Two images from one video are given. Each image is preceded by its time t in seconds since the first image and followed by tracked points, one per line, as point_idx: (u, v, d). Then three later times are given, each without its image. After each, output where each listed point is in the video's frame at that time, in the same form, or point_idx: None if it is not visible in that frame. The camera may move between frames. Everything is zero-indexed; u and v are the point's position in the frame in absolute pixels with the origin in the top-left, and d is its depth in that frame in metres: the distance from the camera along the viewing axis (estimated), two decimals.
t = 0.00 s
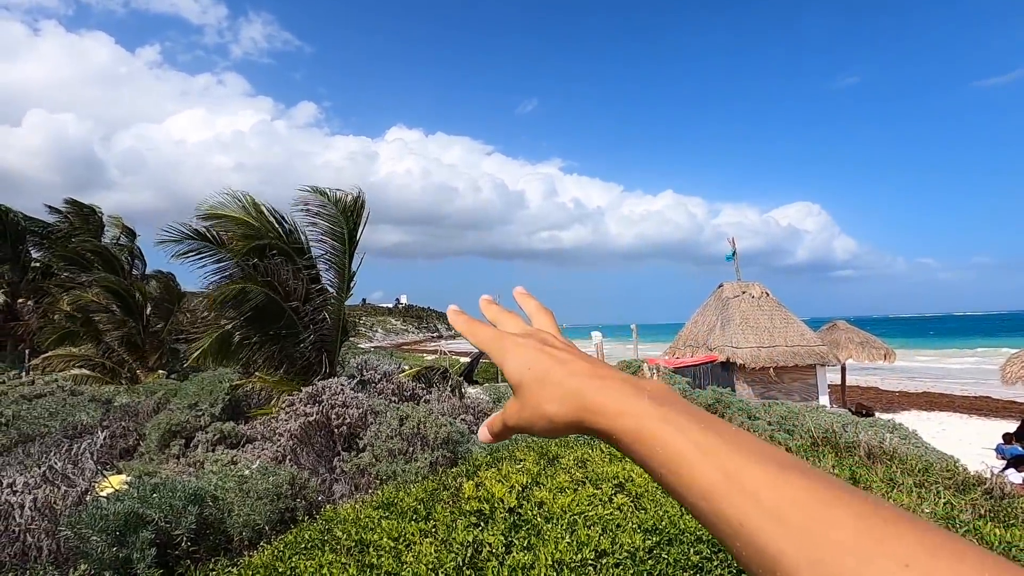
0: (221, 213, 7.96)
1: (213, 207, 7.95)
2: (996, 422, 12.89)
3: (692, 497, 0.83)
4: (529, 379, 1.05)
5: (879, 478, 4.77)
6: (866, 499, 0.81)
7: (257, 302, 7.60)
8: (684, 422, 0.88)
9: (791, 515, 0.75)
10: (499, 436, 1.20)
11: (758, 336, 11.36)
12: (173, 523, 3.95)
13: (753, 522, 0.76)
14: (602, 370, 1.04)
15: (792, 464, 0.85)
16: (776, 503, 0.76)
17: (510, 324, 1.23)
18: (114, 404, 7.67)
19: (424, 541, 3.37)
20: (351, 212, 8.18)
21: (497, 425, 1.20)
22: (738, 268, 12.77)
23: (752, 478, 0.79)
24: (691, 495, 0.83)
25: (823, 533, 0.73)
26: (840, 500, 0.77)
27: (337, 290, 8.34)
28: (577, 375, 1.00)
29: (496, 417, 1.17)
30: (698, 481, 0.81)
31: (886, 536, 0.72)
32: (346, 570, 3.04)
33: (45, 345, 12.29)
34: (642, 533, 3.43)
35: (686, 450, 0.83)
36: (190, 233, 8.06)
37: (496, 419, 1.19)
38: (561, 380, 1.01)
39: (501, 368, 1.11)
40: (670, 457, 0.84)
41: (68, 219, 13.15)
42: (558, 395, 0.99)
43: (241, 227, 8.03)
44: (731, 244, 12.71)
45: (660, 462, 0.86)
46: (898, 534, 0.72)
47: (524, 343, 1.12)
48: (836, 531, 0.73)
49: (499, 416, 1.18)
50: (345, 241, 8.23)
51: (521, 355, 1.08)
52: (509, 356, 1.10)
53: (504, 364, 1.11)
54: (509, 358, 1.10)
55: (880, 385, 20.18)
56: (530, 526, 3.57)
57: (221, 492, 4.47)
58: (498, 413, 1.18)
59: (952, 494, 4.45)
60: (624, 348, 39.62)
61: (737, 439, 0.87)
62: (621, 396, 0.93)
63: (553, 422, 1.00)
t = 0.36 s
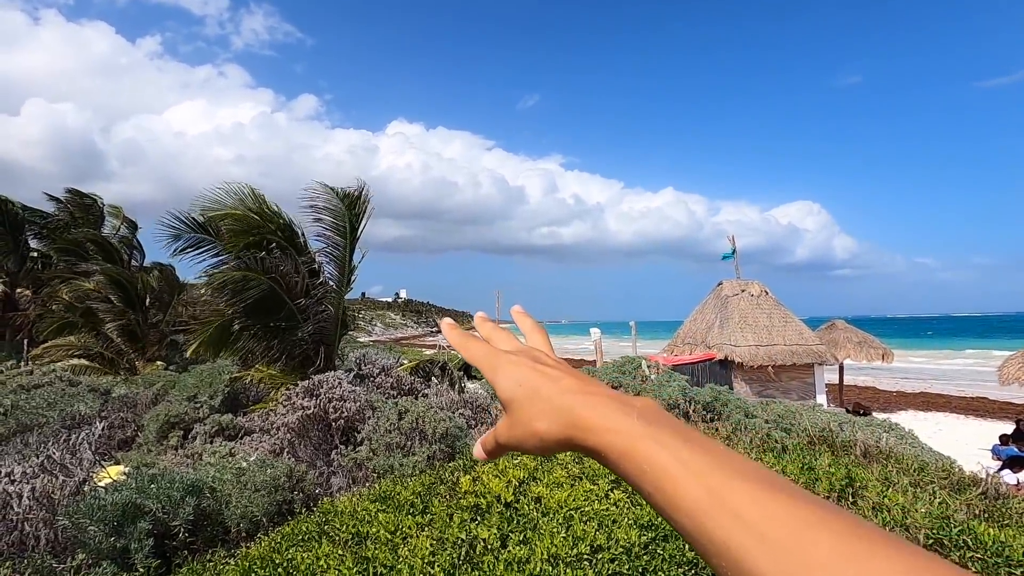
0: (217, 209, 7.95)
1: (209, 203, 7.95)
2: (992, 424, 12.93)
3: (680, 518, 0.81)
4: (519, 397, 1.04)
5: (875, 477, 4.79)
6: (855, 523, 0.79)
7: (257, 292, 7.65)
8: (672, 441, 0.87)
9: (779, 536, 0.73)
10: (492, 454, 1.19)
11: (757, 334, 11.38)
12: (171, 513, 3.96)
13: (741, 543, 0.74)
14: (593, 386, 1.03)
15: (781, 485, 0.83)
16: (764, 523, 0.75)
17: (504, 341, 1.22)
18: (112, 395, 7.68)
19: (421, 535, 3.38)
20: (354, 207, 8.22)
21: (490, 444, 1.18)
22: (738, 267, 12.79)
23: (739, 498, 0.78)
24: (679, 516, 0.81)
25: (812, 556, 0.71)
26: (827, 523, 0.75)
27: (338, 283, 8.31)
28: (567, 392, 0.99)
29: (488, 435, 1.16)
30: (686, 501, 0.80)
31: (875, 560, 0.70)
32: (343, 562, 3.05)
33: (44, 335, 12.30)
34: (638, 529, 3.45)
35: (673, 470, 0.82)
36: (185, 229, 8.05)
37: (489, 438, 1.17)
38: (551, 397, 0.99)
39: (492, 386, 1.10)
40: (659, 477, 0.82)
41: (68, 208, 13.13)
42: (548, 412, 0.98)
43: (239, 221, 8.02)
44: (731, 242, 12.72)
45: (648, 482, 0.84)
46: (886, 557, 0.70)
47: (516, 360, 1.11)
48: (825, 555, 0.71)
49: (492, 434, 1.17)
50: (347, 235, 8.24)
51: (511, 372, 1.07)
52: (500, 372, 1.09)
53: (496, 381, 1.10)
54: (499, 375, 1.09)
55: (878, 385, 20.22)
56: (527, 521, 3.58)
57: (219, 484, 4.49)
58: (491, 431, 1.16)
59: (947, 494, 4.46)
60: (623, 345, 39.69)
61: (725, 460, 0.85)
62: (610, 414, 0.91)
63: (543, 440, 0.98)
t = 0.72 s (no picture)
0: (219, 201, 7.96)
1: (212, 194, 7.93)
2: (987, 425, 12.98)
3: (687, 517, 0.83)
4: (522, 397, 1.05)
5: (870, 478, 4.81)
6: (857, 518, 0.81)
7: (255, 290, 7.64)
8: (676, 440, 0.89)
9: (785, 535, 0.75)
10: (496, 452, 1.21)
11: (754, 335, 11.40)
12: (168, 512, 3.95)
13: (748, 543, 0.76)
14: (596, 386, 1.05)
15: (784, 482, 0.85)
16: (770, 524, 0.77)
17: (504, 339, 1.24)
18: (108, 393, 7.66)
19: (418, 533, 3.39)
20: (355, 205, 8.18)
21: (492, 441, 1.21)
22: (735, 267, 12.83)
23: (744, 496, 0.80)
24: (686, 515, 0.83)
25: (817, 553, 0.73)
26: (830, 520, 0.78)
27: (336, 281, 8.33)
28: (570, 393, 1.01)
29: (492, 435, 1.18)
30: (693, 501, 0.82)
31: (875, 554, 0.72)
32: (340, 560, 3.06)
33: (40, 332, 12.26)
34: (636, 528, 3.46)
35: (678, 470, 0.84)
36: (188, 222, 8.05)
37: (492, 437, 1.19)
38: (554, 398, 1.01)
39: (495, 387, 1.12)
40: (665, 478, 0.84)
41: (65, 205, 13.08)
42: (552, 414, 1.00)
43: (240, 215, 8.04)
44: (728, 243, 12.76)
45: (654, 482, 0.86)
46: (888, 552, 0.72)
47: (518, 359, 1.13)
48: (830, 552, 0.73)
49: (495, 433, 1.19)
50: (348, 232, 8.24)
51: (513, 373, 1.09)
52: (503, 373, 1.11)
53: (498, 382, 1.12)
54: (503, 375, 1.11)
55: (873, 386, 20.28)
56: (524, 520, 3.60)
57: (216, 482, 4.49)
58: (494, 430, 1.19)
59: (941, 495, 4.49)
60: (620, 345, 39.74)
61: (729, 457, 0.87)
62: (614, 414, 0.93)
63: (549, 441, 1.00)
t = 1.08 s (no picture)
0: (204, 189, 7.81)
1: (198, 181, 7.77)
2: (964, 414, 13.25)
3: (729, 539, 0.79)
4: (547, 420, 1.00)
5: (851, 466, 4.89)
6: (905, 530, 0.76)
7: (235, 284, 7.54)
8: (709, 456, 0.84)
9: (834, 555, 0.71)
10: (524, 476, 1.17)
11: (738, 326, 11.51)
12: (152, 504, 3.92)
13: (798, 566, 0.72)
14: (622, 402, 1.00)
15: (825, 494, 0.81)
16: (816, 542, 0.72)
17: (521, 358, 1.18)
18: (90, 385, 7.57)
19: (405, 524, 3.39)
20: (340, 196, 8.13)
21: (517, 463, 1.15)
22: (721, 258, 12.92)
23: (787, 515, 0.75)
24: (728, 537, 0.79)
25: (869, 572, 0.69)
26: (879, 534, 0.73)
27: (322, 272, 8.26)
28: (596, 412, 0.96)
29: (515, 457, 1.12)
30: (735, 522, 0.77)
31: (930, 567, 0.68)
32: (328, 551, 3.05)
33: (19, 324, 12.06)
34: (621, 517, 3.49)
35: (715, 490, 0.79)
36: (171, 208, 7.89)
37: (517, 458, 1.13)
38: (580, 418, 0.96)
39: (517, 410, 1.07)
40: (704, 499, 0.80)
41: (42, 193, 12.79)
42: (579, 435, 0.95)
43: (227, 203, 7.91)
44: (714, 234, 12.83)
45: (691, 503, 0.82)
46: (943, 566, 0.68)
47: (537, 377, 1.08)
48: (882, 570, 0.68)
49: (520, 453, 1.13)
50: (332, 223, 8.15)
51: (534, 392, 1.05)
52: (523, 393, 1.06)
53: (520, 405, 1.06)
54: (523, 395, 1.07)
55: (855, 376, 20.61)
56: (511, 510, 3.61)
57: (201, 475, 4.45)
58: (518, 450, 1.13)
59: (920, 482, 4.58)
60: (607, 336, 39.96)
61: (765, 471, 0.83)
62: (642, 431, 0.89)
63: (578, 463, 0.96)
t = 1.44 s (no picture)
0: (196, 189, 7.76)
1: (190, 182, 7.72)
2: (961, 405, 13.30)
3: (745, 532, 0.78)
4: (564, 417, 1.00)
5: (848, 458, 4.90)
6: (926, 528, 0.75)
7: (233, 282, 7.49)
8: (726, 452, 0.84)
9: (850, 549, 0.70)
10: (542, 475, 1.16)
11: (736, 320, 11.53)
12: (150, 504, 3.91)
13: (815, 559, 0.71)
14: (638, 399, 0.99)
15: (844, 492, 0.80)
16: (830, 534, 0.71)
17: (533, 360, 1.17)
18: (87, 385, 7.56)
19: (404, 520, 3.39)
20: (334, 197, 8.17)
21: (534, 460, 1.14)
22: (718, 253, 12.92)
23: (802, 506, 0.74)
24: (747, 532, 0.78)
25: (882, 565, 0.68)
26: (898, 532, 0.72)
27: (317, 272, 8.24)
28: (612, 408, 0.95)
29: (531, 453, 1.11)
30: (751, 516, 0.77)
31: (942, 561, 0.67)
32: (327, 549, 3.05)
33: (15, 325, 12.03)
34: (620, 511, 3.49)
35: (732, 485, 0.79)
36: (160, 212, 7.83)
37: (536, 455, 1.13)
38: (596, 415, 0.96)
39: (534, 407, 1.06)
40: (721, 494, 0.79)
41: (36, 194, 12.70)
42: (598, 430, 0.94)
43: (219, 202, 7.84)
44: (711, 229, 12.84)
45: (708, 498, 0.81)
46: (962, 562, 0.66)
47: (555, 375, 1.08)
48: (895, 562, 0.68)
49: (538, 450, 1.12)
50: (324, 224, 8.13)
51: (552, 390, 1.04)
52: (540, 391, 1.05)
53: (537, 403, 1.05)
54: (541, 393, 1.06)
55: (852, 369, 20.67)
56: (510, 505, 3.61)
57: (199, 474, 4.45)
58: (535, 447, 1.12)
59: (917, 473, 4.60)
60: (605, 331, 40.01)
61: (783, 468, 0.82)
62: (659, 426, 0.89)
63: (595, 458, 0.95)
